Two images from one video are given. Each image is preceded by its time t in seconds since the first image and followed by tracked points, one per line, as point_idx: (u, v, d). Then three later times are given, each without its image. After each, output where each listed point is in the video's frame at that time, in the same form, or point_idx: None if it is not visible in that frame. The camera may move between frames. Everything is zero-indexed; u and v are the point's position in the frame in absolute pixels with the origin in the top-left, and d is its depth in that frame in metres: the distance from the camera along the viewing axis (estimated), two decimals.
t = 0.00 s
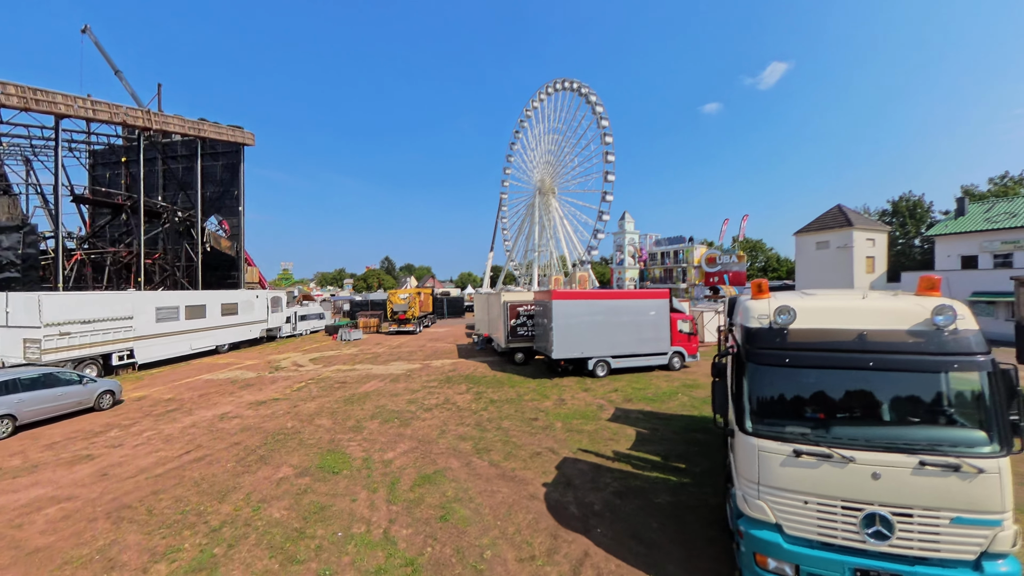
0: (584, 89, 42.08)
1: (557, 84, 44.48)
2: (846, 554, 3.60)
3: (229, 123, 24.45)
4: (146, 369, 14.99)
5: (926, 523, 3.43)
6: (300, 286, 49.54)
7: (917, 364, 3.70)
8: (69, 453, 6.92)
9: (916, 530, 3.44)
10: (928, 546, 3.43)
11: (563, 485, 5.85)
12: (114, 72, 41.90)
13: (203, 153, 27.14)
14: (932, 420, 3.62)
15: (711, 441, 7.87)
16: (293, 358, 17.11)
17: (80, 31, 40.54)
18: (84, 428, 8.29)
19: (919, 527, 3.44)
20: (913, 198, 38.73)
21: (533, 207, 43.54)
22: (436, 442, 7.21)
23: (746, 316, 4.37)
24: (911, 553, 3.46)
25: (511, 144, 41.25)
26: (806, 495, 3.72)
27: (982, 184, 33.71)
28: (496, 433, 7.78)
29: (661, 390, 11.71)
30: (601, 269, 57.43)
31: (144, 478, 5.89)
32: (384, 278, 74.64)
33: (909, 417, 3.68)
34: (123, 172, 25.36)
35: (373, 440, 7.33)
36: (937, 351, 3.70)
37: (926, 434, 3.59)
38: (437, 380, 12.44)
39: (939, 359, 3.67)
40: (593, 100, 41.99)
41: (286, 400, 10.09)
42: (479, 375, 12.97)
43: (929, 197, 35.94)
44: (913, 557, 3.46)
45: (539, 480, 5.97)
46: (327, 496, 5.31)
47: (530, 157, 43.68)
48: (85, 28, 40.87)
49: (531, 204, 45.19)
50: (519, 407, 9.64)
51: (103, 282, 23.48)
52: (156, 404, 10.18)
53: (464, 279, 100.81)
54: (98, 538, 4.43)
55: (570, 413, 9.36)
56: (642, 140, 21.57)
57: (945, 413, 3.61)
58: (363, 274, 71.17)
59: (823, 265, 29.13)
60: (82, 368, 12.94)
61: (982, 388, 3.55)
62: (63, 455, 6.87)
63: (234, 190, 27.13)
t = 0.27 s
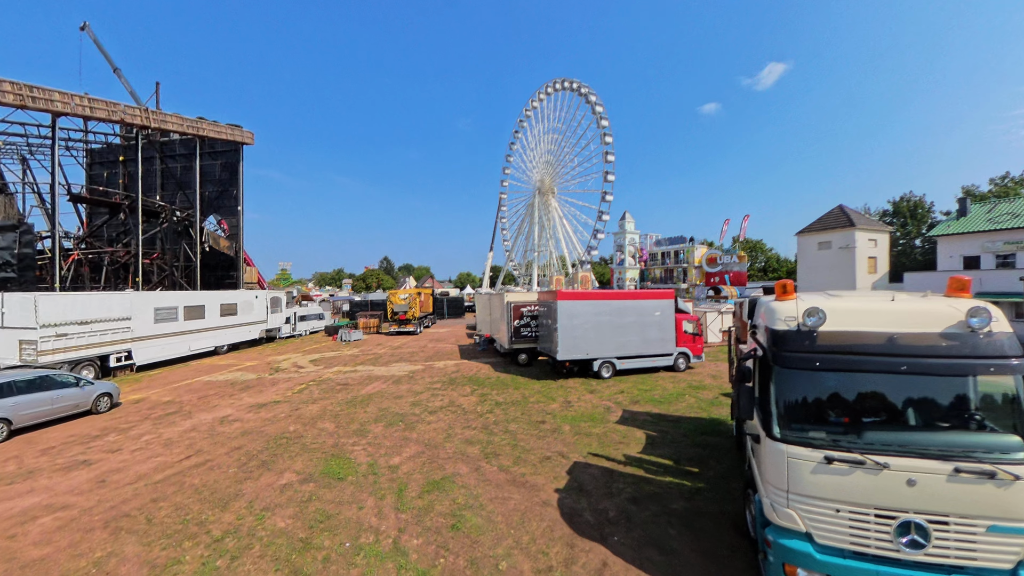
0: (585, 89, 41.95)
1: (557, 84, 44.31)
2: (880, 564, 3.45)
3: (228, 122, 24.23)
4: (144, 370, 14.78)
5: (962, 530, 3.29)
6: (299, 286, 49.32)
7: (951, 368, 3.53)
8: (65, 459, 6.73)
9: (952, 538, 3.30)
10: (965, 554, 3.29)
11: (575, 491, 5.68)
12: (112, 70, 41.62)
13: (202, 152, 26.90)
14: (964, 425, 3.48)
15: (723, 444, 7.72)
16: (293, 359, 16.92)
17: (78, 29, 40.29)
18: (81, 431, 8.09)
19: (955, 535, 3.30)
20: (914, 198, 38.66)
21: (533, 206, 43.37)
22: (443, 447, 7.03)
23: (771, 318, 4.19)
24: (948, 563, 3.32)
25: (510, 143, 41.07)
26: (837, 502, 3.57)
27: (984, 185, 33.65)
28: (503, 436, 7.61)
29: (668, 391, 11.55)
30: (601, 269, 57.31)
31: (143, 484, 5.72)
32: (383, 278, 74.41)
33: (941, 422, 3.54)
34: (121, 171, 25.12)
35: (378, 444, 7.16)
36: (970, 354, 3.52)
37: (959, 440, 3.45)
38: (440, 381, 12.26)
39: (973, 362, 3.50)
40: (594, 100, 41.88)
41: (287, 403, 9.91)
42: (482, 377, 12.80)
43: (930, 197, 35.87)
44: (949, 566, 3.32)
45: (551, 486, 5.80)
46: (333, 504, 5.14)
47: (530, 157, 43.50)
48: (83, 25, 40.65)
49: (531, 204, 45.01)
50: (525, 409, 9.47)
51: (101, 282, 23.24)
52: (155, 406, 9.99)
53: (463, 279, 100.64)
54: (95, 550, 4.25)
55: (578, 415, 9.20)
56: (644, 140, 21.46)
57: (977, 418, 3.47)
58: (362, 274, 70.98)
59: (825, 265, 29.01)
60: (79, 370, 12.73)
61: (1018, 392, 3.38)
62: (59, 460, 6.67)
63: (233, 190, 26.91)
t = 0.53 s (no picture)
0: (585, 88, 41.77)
1: (557, 83, 44.09)
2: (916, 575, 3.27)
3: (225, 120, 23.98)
4: (140, 371, 14.54)
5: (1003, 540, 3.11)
6: (298, 286, 49.05)
7: (988, 369, 3.35)
8: (56, 463, 6.51)
9: (992, 547, 3.12)
10: (1006, 565, 3.11)
11: (585, 496, 5.48)
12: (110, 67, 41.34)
13: (199, 150, 26.64)
14: (999, 427, 3.34)
15: (733, 446, 7.52)
16: (291, 360, 16.69)
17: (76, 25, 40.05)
18: (74, 435, 7.86)
19: (994, 545, 3.12)
20: (915, 197, 38.55)
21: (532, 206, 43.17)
22: (447, 450, 6.83)
23: (798, 317, 3.99)
24: (988, 573, 3.13)
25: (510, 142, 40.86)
26: (870, 510, 3.39)
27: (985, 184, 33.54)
28: (509, 439, 7.40)
29: (673, 392, 11.36)
30: (600, 269, 57.14)
31: (136, 491, 5.50)
32: (382, 277, 74.17)
33: (975, 425, 3.40)
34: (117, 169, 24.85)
35: (380, 447, 6.95)
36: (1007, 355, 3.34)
37: (995, 443, 3.31)
38: (441, 382, 12.05)
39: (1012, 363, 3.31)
40: (593, 99, 41.70)
41: (286, 404, 9.70)
42: (484, 377, 12.59)
43: (931, 197, 35.76)
44: None
45: (560, 491, 5.60)
46: (334, 511, 4.93)
47: (529, 156, 43.30)
48: (81, 22, 40.42)
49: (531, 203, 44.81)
50: (529, 411, 9.27)
51: (97, 282, 22.97)
52: (150, 408, 9.77)
53: (462, 279, 100.45)
54: (83, 561, 4.04)
55: (584, 418, 8.99)
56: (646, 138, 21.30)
57: (1013, 420, 3.33)
58: (361, 274, 70.76)
59: (827, 264, 28.87)
60: (73, 371, 12.49)
61: None
62: (49, 465, 6.44)
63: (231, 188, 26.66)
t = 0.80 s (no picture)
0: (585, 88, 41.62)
1: (556, 83, 43.93)
2: None
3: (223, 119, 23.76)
4: (136, 374, 14.32)
5: None
6: (297, 287, 48.80)
7: None
8: (46, 472, 6.31)
9: None
10: None
11: (594, 509, 5.29)
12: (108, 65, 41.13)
13: (197, 149, 26.40)
14: None
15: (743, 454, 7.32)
16: (289, 362, 16.49)
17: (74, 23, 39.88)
18: (66, 441, 7.65)
19: None
20: (916, 198, 38.45)
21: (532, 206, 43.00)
22: (450, 458, 6.63)
23: (822, 326, 3.82)
24: None
25: (509, 143, 40.66)
26: (904, 530, 3.23)
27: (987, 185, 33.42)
28: (513, 446, 7.21)
29: (678, 396, 11.18)
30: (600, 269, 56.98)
31: (128, 503, 5.29)
32: (381, 277, 73.99)
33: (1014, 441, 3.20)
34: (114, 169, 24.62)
35: (381, 455, 6.76)
36: None
37: None
38: (442, 386, 11.86)
39: None
40: (593, 99, 41.55)
41: (284, 409, 9.49)
42: (485, 381, 12.40)
43: (932, 198, 35.65)
44: None
45: (568, 503, 5.41)
46: (334, 525, 4.73)
47: (529, 156, 43.12)
48: (78, 20, 40.24)
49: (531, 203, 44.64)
50: (533, 416, 9.09)
51: (93, 283, 22.73)
52: (145, 413, 9.56)
53: (461, 280, 100.29)
54: None
55: (589, 423, 8.81)
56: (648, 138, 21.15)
57: None
58: (360, 274, 70.58)
59: (828, 265, 28.73)
60: (67, 374, 12.27)
61: None
62: (39, 474, 6.24)
63: (229, 188, 26.43)
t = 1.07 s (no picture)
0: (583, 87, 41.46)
1: (556, 82, 43.65)
2: None
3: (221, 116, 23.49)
4: (130, 375, 14.03)
5: None
6: (295, 287, 48.56)
7: None
8: (34, 479, 6.05)
9: None
10: None
11: (607, 517, 5.06)
12: (105, 62, 40.79)
13: (194, 147, 26.12)
14: None
15: (756, 458, 7.22)
16: (288, 362, 16.23)
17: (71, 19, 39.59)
18: (55, 446, 7.39)
19: None
20: (917, 198, 38.30)
21: (531, 206, 42.76)
22: (455, 463, 6.40)
23: (858, 326, 3.61)
24: None
25: (509, 142, 40.43)
26: (950, 544, 3.00)
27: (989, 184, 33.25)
28: (520, 451, 6.98)
29: (686, 398, 10.96)
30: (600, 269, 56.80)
31: (118, 513, 5.05)
32: (380, 277, 73.74)
33: None
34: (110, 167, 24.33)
35: (384, 459, 6.52)
36: None
37: None
38: (444, 387, 11.63)
39: None
40: (593, 98, 41.31)
41: (282, 411, 9.25)
42: (488, 382, 12.16)
43: (934, 198, 35.50)
44: None
45: (580, 511, 5.18)
46: (335, 536, 4.50)
47: (529, 155, 42.88)
48: (74, 16, 39.96)
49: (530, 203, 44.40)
50: (538, 418, 8.86)
51: (88, 282, 22.43)
52: (139, 415, 9.30)
53: (459, 279, 100.10)
54: None
55: (596, 426, 8.59)
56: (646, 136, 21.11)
57: None
58: (359, 274, 70.47)
59: (831, 265, 28.56)
60: (59, 375, 11.99)
61: None
62: (26, 481, 5.99)
63: (226, 186, 26.14)
